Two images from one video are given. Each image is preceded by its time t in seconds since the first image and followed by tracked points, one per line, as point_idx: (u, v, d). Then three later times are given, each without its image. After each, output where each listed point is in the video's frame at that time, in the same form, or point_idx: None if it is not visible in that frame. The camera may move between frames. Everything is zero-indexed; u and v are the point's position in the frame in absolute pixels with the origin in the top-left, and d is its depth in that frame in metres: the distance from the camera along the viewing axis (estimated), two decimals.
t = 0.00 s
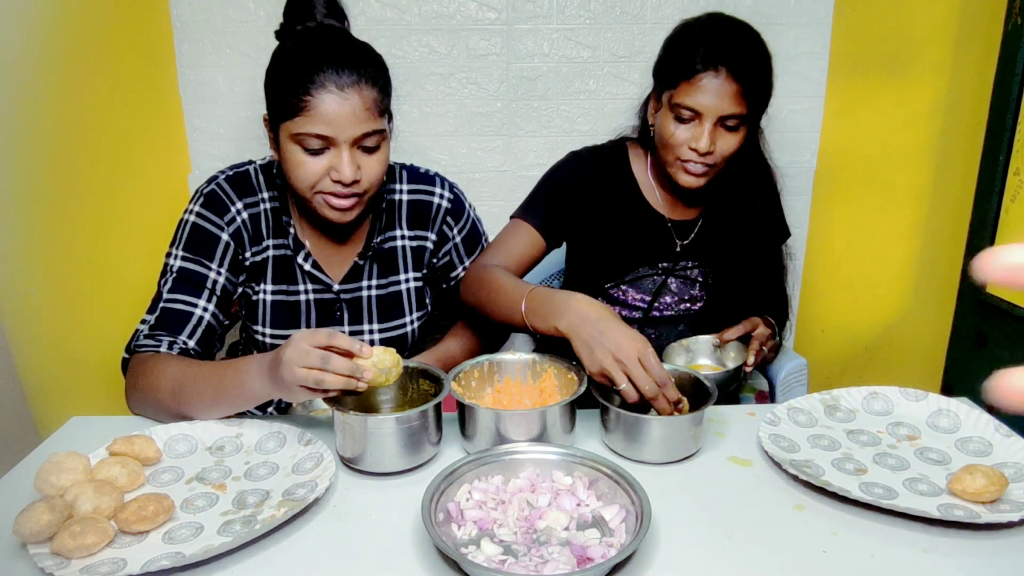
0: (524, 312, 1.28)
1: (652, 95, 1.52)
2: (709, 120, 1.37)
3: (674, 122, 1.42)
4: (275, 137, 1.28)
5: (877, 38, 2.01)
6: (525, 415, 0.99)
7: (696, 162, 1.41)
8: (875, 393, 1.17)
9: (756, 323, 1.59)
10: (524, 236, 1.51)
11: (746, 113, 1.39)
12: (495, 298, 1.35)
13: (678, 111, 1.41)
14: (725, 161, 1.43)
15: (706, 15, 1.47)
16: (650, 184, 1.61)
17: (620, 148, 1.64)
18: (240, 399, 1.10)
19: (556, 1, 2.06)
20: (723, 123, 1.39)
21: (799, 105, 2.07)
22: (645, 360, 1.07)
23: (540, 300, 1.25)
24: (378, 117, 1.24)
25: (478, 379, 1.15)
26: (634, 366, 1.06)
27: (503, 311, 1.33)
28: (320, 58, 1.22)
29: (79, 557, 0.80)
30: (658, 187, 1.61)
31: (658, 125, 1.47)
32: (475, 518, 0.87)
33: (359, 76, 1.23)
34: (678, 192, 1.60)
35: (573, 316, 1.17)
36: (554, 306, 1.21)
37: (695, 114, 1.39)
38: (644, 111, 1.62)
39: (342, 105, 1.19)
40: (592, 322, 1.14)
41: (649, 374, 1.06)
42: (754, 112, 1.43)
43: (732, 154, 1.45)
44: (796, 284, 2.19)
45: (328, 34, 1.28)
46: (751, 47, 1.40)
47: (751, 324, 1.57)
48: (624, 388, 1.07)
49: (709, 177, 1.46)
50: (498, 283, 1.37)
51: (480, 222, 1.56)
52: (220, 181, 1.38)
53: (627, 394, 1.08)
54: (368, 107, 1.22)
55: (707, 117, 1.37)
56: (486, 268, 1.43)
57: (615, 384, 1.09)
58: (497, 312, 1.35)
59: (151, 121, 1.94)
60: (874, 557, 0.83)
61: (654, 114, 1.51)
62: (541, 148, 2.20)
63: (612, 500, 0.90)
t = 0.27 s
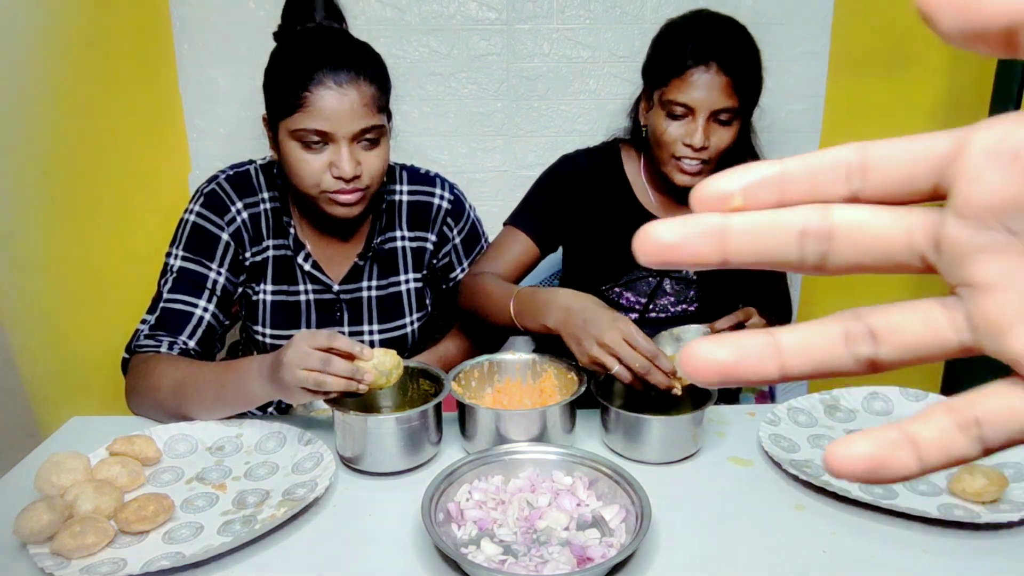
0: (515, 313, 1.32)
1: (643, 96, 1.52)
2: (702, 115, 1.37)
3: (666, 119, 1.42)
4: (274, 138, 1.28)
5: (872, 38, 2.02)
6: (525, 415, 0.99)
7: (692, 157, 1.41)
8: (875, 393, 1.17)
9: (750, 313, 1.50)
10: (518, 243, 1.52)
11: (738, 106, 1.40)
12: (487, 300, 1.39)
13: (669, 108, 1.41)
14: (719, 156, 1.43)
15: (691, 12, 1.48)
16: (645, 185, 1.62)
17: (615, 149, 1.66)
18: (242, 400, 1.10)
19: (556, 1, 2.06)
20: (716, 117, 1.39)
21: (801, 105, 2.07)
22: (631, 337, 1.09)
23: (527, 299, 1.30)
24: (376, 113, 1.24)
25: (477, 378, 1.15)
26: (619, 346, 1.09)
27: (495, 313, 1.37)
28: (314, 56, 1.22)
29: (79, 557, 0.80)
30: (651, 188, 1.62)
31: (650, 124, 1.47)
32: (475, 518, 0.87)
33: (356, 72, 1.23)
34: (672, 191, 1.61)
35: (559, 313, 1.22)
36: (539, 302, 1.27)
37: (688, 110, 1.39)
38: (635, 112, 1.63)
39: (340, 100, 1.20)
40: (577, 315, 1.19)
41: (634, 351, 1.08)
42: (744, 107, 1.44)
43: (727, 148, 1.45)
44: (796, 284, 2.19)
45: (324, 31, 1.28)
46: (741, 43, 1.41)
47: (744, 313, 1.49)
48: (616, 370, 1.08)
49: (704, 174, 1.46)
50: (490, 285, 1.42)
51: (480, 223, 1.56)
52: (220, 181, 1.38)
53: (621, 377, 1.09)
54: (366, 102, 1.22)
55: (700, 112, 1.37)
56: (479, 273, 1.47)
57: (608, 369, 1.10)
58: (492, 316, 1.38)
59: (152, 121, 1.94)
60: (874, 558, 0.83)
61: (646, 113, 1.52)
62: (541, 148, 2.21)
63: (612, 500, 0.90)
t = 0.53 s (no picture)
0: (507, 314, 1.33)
1: (637, 98, 1.52)
2: (699, 115, 1.38)
3: (662, 120, 1.42)
4: (274, 128, 1.29)
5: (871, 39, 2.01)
6: (525, 415, 0.99)
7: (690, 158, 1.41)
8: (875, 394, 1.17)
9: (747, 316, 1.53)
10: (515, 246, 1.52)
11: (734, 105, 1.40)
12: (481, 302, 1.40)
13: (666, 110, 1.41)
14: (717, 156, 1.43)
15: (683, 13, 1.48)
16: (642, 187, 1.62)
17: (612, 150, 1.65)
18: (242, 401, 1.10)
19: (555, 1, 2.06)
20: (713, 117, 1.39)
21: (801, 106, 2.09)
22: (620, 338, 1.08)
23: (521, 300, 1.30)
24: (372, 93, 1.26)
25: (477, 379, 1.15)
26: (607, 348, 1.08)
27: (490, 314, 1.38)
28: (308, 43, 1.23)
29: (79, 557, 0.80)
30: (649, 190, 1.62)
31: (646, 126, 1.47)
32: (475, 518, 0.87)
33: (351, 54, 1.25)
34: (670, 191, 1.61)
35: (550, 314, 1.22)
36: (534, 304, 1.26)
37: (684, 112, 1.39)
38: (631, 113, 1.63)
39: (338, 80, 1.22)
40: (567, 316, 1.18)
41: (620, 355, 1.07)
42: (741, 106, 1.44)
43: (725, 148, 1.45)
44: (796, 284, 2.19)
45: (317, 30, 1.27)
46: (735, 42, 1.40)
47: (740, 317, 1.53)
48: (602, 373, 1.07)
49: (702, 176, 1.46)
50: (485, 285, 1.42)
51: (480, 226, 1.57)
52: (220, 181, 1.38)
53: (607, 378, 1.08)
54: (363, 82, 1.24)
55: (696, 113, 1.38)
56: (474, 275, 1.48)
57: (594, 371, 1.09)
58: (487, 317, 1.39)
59: (152, 121, 1.94)
60: (874, 558, 0.83)
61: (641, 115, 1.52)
62: (541, 148, 2.21)
63: (612, 500, 0.90)
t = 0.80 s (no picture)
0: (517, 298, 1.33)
1: (637, 98, 1.52)
2: (699, 116, 1.37)
3: (662, 120, 1.42)
4: (274, 126, 1.29)
5: (870, 39, 2.01)
6: (525, 415, 0.99)
7: (692, 159, 1.41)
8: (875, 393, 1.17)
9: (749, 310, 1.54)
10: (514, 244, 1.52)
11: (734, 104, 1.40)
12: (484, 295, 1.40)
13: (667, 111, 1.41)
14: (717, 156, 1.43)
15: (681, 12, 1.48)
16: (642, 187, 1.62)
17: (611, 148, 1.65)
18: (242, 400, 1.10)
19: (555, 1, 2.06)
20: (713, 117, 1.39)
21: (801, 105, 2.09)
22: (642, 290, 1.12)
23: (524, 279, 1.31)
24: (371, 87, 1.26)
25: (477, 378, 1.15)
26: (633, 303, 1.12)
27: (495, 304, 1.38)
28: (309, 38, 1.24)
29: (79, 557, 0.80)
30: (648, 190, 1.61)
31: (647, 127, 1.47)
32: (476, 518, 0.87)
33: (350, 49, 1.25)
34: (670, 191, 1.60)
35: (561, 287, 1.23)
36: (536, 281, 1.28)
37: (684, 112, 1.39)
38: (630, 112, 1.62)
39: (337, 74, 1.22)
40: (578, 283, 1.20)
41: (649, 307, 1.12)
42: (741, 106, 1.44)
43: (726, 146, 1.45)
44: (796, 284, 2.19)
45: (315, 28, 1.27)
46: (733, 42, 1.40)
47: (741, 312, 1.53)
48: (635, 325, 1.13)
49: (704, 175, 1.47)
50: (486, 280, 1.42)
51: (479, 225, 1.57)
52: (219, 180, 1.38)
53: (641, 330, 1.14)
54: (362, 76, 1.25)
55: (697, 114, 1.37)
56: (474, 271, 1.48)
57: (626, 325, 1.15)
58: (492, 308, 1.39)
59: (151, 120, 1.94)
60: (874, 558, 0.83)
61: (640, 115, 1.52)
62: (541, 148, 2.20)
63: (612, 499, 0.90)
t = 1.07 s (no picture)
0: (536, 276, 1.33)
1: (636, 98, 1.52)
2: (698, 112, 1.37)
3: (661, 118, 1.41)
4: (275, 125, 1.29)
5: (870, 40, 2.01)
6: (525, 415, 0.99)
7: (692, 155, 1.40)
8: (875, 393, 1.17)
9: (754, 260, 1.41)
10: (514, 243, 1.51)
11: (732, 101, 1.39)
12: (499, 279, 1.39)
13: (665, 109, 1.40)
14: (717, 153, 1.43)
15: (678, 12, 1.48)
16: (642, 186, 1.61)
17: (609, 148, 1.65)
18: (243, 400, 1.10)
19: (555, 1, 2.06)
20: (712, 114, 1.38)
21: (800, 103, 2.09)
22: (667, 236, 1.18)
23: (540, 258, 1.31)
24: (373, 85, 1.26)
25: (478, 378, 1.15)
26: (663, 253, 1.17)
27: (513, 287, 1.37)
28: (309, 36, 1.24)
29: (79, 557, 0.80)
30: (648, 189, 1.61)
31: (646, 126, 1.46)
32: (475, 518, 0.87)
33: (350, 47, 1.25)
34: (670, 190, 1.60)
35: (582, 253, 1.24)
36: (554, 256, 1.28)
37: (684, 110, 1.38)
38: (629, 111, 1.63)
39: (339, 72, 1.22)
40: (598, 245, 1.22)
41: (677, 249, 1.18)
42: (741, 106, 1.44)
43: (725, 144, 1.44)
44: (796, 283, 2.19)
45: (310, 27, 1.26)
46: (731, 42, 1.40)
47: (746, 261, 1.40)
48: (668, 274, 1.19)
49: (704, 172, 1.46)
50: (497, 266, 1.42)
51: (478, 224, 1.57)
52: (218, 180, 1.38)
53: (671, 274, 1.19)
54: (363, 74, 1.25)
55: (696, 111, 1.37)
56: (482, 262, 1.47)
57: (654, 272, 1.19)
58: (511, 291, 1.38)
59: (151, 120, 1.94)
60: (874, 558, 0.83)
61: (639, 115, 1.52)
62: (540, 148, 2.20)
63: (612, 500, 0.90)
